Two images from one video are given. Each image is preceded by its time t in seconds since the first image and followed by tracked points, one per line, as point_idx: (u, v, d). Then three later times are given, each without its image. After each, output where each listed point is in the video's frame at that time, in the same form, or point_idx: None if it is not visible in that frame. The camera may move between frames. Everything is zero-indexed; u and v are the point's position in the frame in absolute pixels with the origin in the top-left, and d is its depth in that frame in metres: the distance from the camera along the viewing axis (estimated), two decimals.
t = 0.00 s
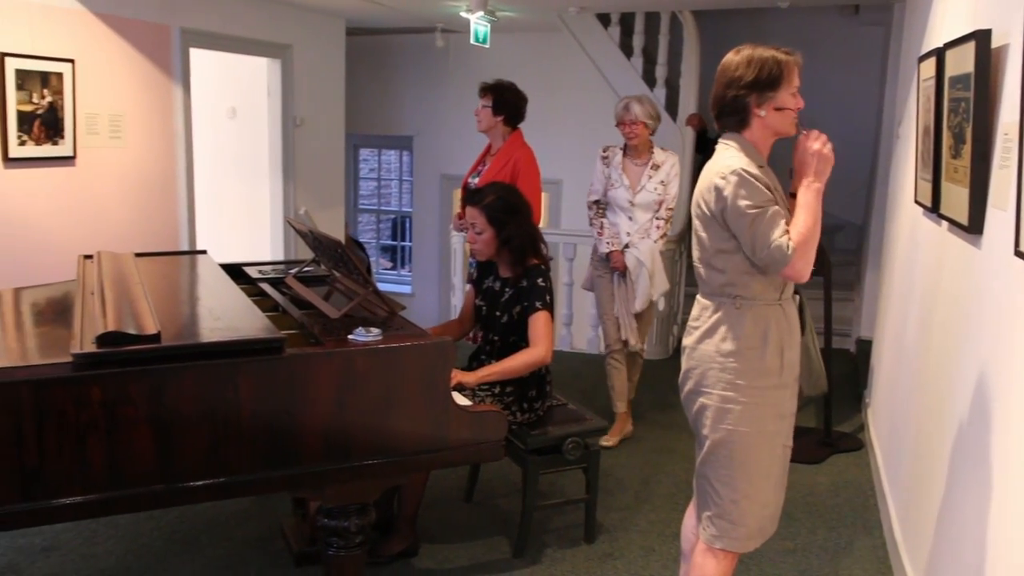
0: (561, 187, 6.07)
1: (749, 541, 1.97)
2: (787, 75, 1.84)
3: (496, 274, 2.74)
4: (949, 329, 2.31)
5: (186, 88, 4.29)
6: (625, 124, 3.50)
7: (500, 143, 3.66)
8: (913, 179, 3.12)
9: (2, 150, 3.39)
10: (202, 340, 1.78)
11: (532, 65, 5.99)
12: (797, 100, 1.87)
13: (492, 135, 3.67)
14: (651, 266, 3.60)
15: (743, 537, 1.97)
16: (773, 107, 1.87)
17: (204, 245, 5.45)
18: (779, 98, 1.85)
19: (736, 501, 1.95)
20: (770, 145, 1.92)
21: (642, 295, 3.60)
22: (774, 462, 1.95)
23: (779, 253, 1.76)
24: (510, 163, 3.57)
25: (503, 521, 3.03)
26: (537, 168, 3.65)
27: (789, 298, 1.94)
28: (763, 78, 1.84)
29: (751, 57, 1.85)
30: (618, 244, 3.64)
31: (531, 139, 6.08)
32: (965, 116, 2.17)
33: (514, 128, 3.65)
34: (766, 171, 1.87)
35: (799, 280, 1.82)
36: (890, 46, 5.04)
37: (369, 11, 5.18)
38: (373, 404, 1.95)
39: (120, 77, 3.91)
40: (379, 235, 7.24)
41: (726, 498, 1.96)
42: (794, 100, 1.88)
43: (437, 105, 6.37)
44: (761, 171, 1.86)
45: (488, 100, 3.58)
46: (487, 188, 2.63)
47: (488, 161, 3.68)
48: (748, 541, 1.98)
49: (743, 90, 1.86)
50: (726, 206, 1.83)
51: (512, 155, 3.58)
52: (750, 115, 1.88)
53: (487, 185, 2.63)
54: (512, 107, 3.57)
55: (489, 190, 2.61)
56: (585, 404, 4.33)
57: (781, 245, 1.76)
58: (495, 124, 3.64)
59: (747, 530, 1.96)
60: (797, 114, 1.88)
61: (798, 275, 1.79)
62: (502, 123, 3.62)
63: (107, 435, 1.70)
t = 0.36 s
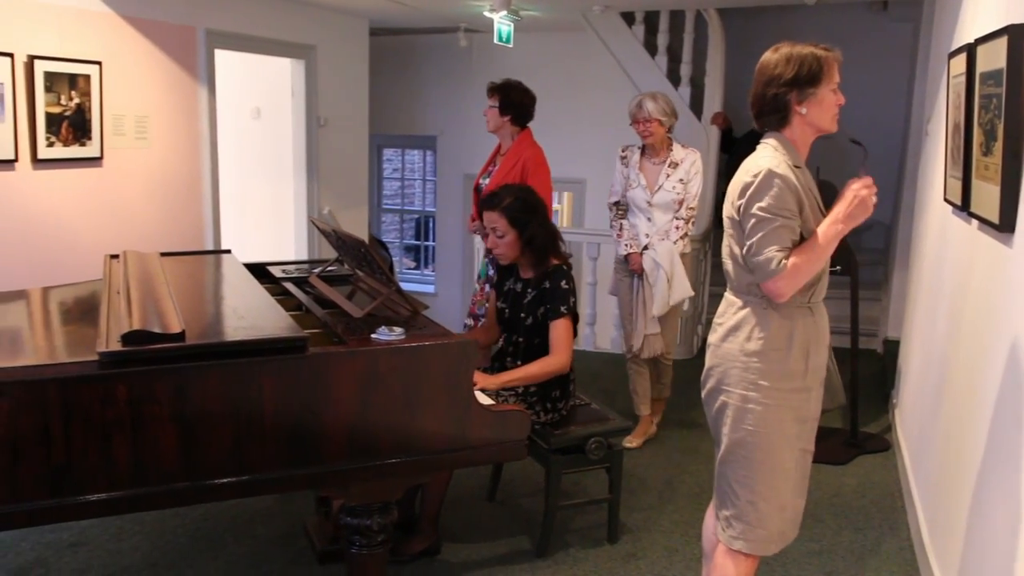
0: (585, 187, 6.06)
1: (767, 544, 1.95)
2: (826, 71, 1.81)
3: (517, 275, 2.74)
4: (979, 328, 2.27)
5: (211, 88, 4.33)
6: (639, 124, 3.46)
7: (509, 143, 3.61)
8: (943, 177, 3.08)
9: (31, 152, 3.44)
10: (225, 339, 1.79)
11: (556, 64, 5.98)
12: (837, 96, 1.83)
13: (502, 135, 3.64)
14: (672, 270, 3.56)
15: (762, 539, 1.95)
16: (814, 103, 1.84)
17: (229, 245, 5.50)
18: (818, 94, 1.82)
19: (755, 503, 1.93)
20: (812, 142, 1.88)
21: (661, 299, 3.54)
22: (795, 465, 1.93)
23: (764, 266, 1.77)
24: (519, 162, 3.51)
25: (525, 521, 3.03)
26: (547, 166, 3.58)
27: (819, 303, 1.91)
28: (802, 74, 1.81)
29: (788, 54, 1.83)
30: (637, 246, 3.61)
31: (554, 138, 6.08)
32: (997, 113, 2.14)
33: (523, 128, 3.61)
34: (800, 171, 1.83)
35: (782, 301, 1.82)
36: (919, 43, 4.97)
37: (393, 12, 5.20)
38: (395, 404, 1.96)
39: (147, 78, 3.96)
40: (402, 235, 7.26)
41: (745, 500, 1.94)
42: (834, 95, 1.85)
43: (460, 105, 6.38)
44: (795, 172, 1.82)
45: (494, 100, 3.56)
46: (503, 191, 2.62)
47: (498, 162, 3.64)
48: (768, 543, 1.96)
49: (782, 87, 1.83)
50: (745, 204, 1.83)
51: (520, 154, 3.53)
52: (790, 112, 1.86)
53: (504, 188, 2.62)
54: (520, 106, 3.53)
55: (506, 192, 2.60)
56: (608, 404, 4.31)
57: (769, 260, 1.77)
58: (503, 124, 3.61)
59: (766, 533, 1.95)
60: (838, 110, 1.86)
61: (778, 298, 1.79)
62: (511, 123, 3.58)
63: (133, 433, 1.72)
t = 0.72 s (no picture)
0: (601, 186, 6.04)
1: (780, 546, 1.94)
2: (856, 70, 1.79)
3: (530, 277, 2.73)
4: (1001, 328, 2.25)
5: (227, 90, 4.35)
6: (644, 123, 3.32)
7: (492, 143, 3.54)
8: (965, 176, 3.05)
9: (49, 153, 3.47)
10: (241, 338, 1.80)
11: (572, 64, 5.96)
12: (867, 98, 1.80)
13: (487, 135, 3.56)
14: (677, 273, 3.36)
15: (775, 541, 1.94)
16: (842, 103, 1.82)
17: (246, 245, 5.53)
18: (847, 93, 1.80)
19: (767, 505, 1.92)
20: (839, 142, 1.87)
21: (658, 303, 3.37)
22: (811, 465, 1.92)
23: (764, 261, 1.78)
24: (497, 163, 3.44)
25: (540, 520, 3.02)
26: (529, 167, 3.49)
27: (839, 304, 1.89)
28: (831, 74, 1.79)
29: (818, 52, 1.81)
30: (643, 247, 3.53)
31: (571, 138, 6.07)
32: (1021, 111, 2.11)
33: (507, 127, 3.52)
34: (825, 170, 1.81)
35: (764, 298, 1.85)
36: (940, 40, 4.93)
37: (410, 12, 5.20)
38: (410, 404, 1.96)
39: (164, 80, 3.99)
40: (418, 235, 7.28)
41: (758, 501, 1.94)
42: (863, 95, 1.82)
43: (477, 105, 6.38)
44: (820, 172, 1.80)
45: (476, 100, 3.48)
46: (512, 194, 2.61)
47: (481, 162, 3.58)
48: (782, 545, 1.95)
49: (810, 85, 1.81)
50: (764, 197, 1.82)
51: (500, 155, 3.45)
52: (817, 111, 1.84)
53: (514, 190, 2.62)
54: (502, 107, 3.45)
55: (517, 194, 2.59)
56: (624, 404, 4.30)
57: (770, 257, 1.77)
58: (488, 124, 3.53)
59: (779, 535, 1.93)
60: (866, 110, 1.83)
61: (762, 293, 1.81)
62: (494, 124, 3.50)
63: (148, 430, 1.73)
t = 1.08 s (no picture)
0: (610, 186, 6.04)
1: (788, 546, 1.94)
2: (863, 70, 1.78)
3: (536, 279, 2.74)
4: (1009, 328, 2.24)
5: (236, 89, 4.37)
6: (642, 124, 3.24)
7: (469, 142, 3.57)
8: (974, 175, 3.03)
9: (60, 153, 3.49)
10: (248, 338, 1.81)
11: (581, 63, 5.96)
12: (875, 98, 1.79)
13: (465, 133, 3.59)
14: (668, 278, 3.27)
15: (783, 540, 1.93)
16: (849, 103, 1.81)
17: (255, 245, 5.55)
18: (854, 93, 1.79)
19: (776, 504, 1.92)
20: (846, 142, 1.86)
21: (648, 309, 3.30)
22: (819, 465, 1.91)
23: (771, 261, 1.78)
24: (472, 163, 3.49)
25: (549, 520, 3.02)
26: (505, 167, 3.52)
27: (846, 303, 1.88)
28: (838, 73, 1.78)
29: (825, 52, 1.80)
30: (641, 250, 3.45)
31: (579, 138, 6.07)
32: None
33: (484, 126, 3.54)
34: (833, 170, 1.80)
35: (771, 298, 1.84)
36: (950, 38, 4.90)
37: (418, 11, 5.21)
38: (417, 403, 1.96)
39: (173, 81, 4.00)
40: (427, 235, 7.30)
41: (766, 501, 1.93)
42: (870, 94, 1.82)
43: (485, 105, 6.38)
44: (829, 172, 1.79)
45: (455, 100, 3.49)
46: (514, 198, 2.59)
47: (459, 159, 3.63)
48: (791, 545, 1.94)
49: (816, 85, 1.81)
50: (771, 197, 1.82)
51: (477, 153, 3.48)
52: (824, 111, 1.83)
53: (515, 195, 2.60)
54: (481, 108, 3.47)
55: (518, 200, 2.58)
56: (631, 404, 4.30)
57: (777, 258, 1.77)
58: (466, 123, 3.54)
59: (788, 535, 1.93)
60: (873, 109, 1.83)
61: (768, 293, 1.81)
62: (471, 123, 3.51)
63: (158, 431, 1.74)
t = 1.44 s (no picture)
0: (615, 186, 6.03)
1: (793, 546, 1.94)
2: (867, 70, 1.78)
3: (539, 280, 2.73)
4: (1015, 328, 2.23)
5: (241, 89, 4.38)
6: (632, 126, 3.24)
7: (437, 145, 3.56)
8: (981, 175, 3.02)
9: (66, 153, 3.51)
10: (253, 338, 1.81)
11: (586, 63, 5.95)
12: (878, 98, 1.79)
13: (432, 135, 3.56)
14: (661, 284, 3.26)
15: (787, 541, 1.93)
16: (853, 103, 1.81)
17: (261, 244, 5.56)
18: (857, 93, 1.79)
19: (780, 505, 1.91)
20: (850, 142, 1.86)
21: (640, 315, 3.27)
22: (823, 465, 1.91)
23: (774, 261, 1.78)
24: (439, 167, 3.48)
25: (553, 520, 3.02)
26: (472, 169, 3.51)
27: (850, 303, 1.88)
28: (842, 73, 1.78)
29: (829, 51, 1.79)
30: (638, 253, 3.45)
31: (584, 138, 6.07)
32: None
33: (452, 128, 3.51)
34: (837, 170, 1.79)
35: (775, 298, 1.84)
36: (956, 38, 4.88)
37: (423, 12, 5.21)
38: (422, 402, 1.96)
39: (178, 81, 4.01)
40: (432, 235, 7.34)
41: (770, 501, 1.93)
42: (874, 95, 1.81)
43: (490, 105, 6.38)
44: (832, 172, 1.79)
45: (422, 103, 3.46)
46: (515, 201, 2.59)
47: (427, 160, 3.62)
48: (796, 545, 1.94)
49: (820, 85, 1.80)
50: (775, 197, 1.82)
51: (444, 157, 3.47)
52: (828, 111, 1.83)
53: (515, 198, 2.59)
54: (449, 112, 3.43)
55: (518, 203, 2.57)
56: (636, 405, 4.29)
57: (781, 258, 1.77)
58: (433, 126, 3.51)
59: (792, 535, 1.92)
60: (877, 110, 1.82)
61: (772, 292, 1.81)
62: (439, 125, 3.49)
63: (163, 430, 1.74)
